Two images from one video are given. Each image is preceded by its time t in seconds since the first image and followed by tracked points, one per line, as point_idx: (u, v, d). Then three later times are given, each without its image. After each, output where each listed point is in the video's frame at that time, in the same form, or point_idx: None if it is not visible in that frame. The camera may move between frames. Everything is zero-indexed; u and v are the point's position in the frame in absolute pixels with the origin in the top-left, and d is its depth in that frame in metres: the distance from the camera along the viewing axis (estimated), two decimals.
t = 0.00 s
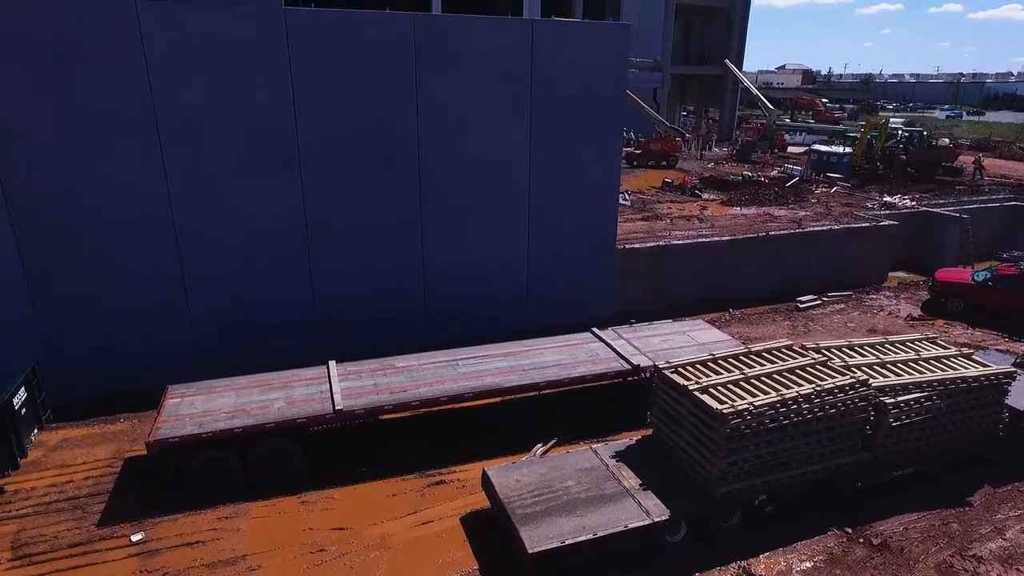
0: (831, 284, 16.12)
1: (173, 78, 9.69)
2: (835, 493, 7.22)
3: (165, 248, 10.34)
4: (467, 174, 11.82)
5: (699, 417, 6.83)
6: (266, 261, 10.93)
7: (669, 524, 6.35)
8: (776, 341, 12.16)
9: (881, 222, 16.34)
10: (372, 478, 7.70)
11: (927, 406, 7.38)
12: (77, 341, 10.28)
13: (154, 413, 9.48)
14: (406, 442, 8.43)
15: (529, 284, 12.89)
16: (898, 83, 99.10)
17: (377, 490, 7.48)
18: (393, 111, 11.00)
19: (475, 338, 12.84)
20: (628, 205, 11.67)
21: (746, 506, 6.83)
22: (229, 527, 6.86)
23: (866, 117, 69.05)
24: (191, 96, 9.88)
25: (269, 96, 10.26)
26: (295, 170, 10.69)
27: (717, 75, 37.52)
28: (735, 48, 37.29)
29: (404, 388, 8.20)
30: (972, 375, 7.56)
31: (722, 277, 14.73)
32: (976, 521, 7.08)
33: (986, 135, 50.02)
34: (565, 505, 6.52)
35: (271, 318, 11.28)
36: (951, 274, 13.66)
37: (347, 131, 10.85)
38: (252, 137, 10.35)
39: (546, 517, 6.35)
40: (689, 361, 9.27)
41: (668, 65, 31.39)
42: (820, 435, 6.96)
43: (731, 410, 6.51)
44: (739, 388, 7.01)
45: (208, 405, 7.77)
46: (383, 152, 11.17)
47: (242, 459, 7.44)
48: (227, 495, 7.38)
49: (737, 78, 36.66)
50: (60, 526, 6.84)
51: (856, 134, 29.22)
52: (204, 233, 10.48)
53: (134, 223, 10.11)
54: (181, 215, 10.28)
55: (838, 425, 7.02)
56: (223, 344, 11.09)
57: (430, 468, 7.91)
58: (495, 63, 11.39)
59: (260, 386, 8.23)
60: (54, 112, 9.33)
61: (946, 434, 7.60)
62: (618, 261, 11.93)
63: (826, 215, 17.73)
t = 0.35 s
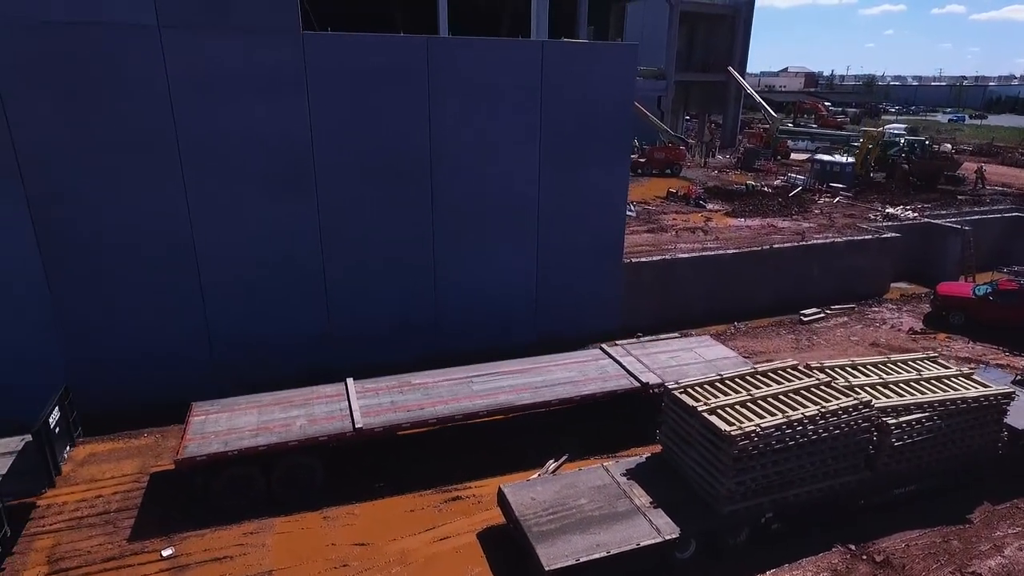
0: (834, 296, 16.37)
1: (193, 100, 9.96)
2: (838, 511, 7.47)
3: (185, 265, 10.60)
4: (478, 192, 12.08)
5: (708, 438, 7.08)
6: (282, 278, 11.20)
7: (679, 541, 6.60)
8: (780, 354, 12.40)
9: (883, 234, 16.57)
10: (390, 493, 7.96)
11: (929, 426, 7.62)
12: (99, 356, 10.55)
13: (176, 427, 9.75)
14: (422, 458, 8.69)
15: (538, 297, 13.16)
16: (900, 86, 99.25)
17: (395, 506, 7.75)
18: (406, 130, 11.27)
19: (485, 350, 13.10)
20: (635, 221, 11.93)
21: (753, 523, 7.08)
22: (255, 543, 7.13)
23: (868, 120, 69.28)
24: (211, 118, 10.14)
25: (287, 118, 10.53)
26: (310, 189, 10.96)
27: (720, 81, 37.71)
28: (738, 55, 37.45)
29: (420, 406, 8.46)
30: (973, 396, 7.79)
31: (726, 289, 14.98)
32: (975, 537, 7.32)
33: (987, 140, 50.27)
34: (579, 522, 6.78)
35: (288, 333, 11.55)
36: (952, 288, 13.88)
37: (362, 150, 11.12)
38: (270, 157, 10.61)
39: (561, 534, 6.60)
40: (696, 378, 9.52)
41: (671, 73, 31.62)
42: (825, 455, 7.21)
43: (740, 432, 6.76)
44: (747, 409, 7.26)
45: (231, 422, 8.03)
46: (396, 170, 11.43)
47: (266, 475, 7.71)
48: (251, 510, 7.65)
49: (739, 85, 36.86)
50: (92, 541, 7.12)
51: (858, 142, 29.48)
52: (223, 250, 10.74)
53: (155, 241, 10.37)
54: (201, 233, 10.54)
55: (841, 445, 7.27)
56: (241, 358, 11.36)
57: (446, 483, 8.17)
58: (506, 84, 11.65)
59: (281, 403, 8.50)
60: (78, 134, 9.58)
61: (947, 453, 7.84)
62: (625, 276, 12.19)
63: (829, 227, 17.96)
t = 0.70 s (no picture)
0: (836, 307, 16.62)
1: (214, 123, 10.26)
2: (840, 527, 7.73)
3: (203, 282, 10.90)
4: (488, 209, 12.36)
5: (713, 457, 7.35)
6: (296, 293, 11.50)
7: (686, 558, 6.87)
8: (784, 368, 12.66)
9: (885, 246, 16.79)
10: (406, 508, 8.24)
11: (927, 445, 7.88)
12: (120, 370, 10.85)
13: (197, 441, 10.05)
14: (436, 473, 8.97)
15: (546, 311, 13.44)
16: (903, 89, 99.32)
17: (411, 521, 8.03)
18: (418, 150, 11.56)
19: (493, 363, 13.37)
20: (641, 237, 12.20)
21: (757, 540, 7.35)
22: (277, 556, 7.42)
23: (872, 125, 69.41)
24: (230, 139, 10.44)
25: (303, 138, 10.82)
26: (325, 207, 11.25)
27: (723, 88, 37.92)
28: (741, 62, 37.64)
29: (434, 423, 8.74)
30: (970, 415, 8.05)
31: (730, 302, 15.25)
32: (972, 554, 7.57)
33: (992, 145, 50.38)
34: (590, 539, 7.06)
35: (302, 347, 11.83)
36: (952, 302, 14.12)
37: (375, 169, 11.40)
38: (287, 177, 10.90)
39: (572, 550, 6.88)
40: (702, 395, 9.78)
41: (675, 81, 31.85)
42: (826, 474, 7.48)
43: (744, 452, 7.03)
44: (751, 429, 7.53)
45: (253, 439, 8.33)
46: (409, 188, 11.71)
47: (288, 491, 8.00)
48: (273, 525, 7.94)
49: (743, 92, 37.08)
50: (122, 555, 7.41)
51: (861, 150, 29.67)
52: (240, 267, 11.04)
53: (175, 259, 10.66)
54: (219, 251, 10.84)
55: (843, 464, 7.54)
56: (257, 372, 11.65)
57: (460, 498, 8.45)
58: (515, 103, 11.93)
59: (301, 420, 8.80)
60: (102, 156, 9.89)
61: (945, 470, 8.10)
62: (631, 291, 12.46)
63: (832, 238, 18.20)
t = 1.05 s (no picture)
0: (838, 320, 16.88)
1: (233, 147, 10.57)
2: (842, 547, 7.99)
3: (223, 301, 11.22)
4: (497, 227, 12.65)
5: (720, 479, 7.63)
6: (312, 311, 11.81)
7: None
8: (787, 384, 12.91)
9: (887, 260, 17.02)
10: (421, 526, 8.52)
11: (926, 467, 8.14)
12: (141, 386, 11.16)
13: (217, 456, 10.36)
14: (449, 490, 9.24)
15: (554, 326, 13.72)
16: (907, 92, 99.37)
17: (427, 538, 8.31)
18: (430, 171, 11.86)
19: (502, 377, 13.66)
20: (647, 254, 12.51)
21: (762, 559, 7.62)
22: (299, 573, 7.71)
23: (875, 129, 69.53)
24: (248, 163, 10.74)
25: (319, 161, 11.13)
26: (340, 228, 11.57)
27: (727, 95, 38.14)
28: (745, 70, 37.84)
29: (448, 442, 9.02)
30: (968, 437, 8.31)
31: (734, 316, 15.52)
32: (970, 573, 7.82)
33: (995, 150, 50.48)
34: (600, 558, 7.33)
35: (316, 363, 12.14)
36: (953, 317, 14.36)
37: (389, 190, 11.71)
38: (303, 199, 11.22)
39: (583, 570, 7.16)
40: (707, 414, 10.04)
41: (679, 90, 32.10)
42: (829, 494, 7.75)
43: (749, 476, 7.30)
44: (756, 452, 7.80)
45: (274, 458, 8.62)
46: (422, 208, 12.01)
47: (307, 509, 8.29)
48: (293, 541, 8.23)
49: (747, 100, 37.30)
50: (149, 571, 7.70)
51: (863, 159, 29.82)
52: (258, 286, 11.36)
53: (195, 278, 10.97)
54: (237, 270, 11.15)
55: (844, 485, 7.81)
56: (274, 387, 11.98)
57: (473, 516, 8.73)
58: (525, 125, 12.22)
59: (319, 439, 9.09)
60: (126, 181, 10.20)
61: (944, 490, 8.35)
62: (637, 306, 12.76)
63: (835, 251, 18.43)
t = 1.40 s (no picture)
0: (845, 334, 17.03)
1: (253, 170, 10.86)
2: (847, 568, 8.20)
3: (242, 318, 11.51)
4: (509, 245, 12.88)
5: (728, 503, 7.84)
6: (328, 328, 12.09)
7: None
8: (794, 401, 13.06)
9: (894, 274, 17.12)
10: (437, 543, 8.77)
11: (930, 490, 8.33)
12: (163, 401, 11.47)
13: (237, 472, 10.65)
14: (463, 508, 9.49)
15: (564, 341, 13.95)
16: (917, 94, 98.76)
17: (443, 555, 8.57)
18: (444, 191, 12.11)
19: (513, 391, 13.91)
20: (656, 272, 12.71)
21: None
22: None
23: (884, 133, 69.31)
24: (268, 185, 11.02)
25: (336, 182, 11.40)
26: (357, 247, 11.84)
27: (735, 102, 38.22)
28: (753, 77, 37.89)
29: (463, 461, 9.26)
30: (972, 462, 8.49)
31: (742, 330, 15.70)
32: None
33: (1005, 156, 50.27)
34: None
35: (332, 378, 12.42)
36: (960, 334, 14.50)
37: (404, 210, 11.96)
38: (321, 220, 11.50)
39: None
40: (716, 434, 10.23)
41: (687, 98, 32.21)
42: (835, 518, 7.95)
43: (758, 501, 7.51)
44: (764, 476, 8.01)
45: (295, 476, 8.89)
46: (436, 227, 12.26)
47: (328, 527, 8.57)
48: (314, 558, 8.51)
49: (755, 106, 37.37)
50: None
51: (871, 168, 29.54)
52: (276, 304, 11.64)
53: (216, 296, 11.26)
54: (256, 289, 11.44)
55: (850, 509, 8.01)
56: (290, 402, 12.27)
57: (487, 533, 8.97)
58: (537, 146, 12.45)
59: (338, 457, 9.36)
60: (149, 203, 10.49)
61: (949, 513, 8.55)
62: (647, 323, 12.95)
63: (843, 264, 18.56)
